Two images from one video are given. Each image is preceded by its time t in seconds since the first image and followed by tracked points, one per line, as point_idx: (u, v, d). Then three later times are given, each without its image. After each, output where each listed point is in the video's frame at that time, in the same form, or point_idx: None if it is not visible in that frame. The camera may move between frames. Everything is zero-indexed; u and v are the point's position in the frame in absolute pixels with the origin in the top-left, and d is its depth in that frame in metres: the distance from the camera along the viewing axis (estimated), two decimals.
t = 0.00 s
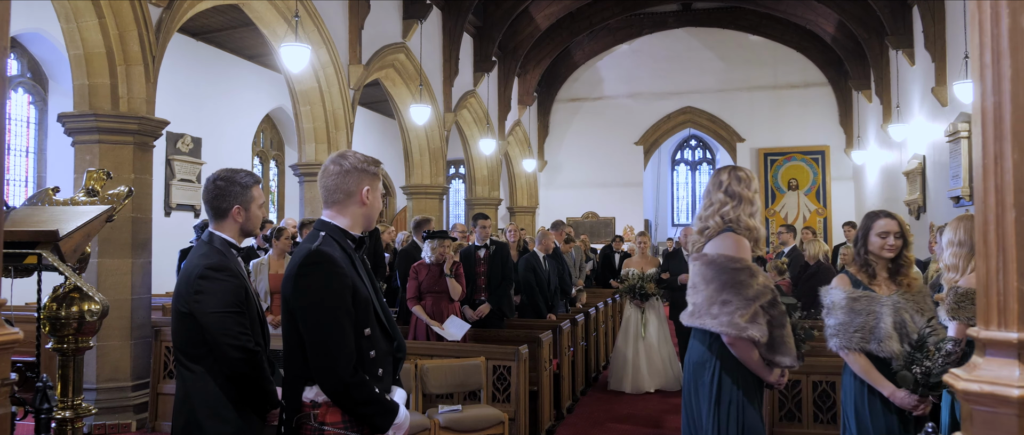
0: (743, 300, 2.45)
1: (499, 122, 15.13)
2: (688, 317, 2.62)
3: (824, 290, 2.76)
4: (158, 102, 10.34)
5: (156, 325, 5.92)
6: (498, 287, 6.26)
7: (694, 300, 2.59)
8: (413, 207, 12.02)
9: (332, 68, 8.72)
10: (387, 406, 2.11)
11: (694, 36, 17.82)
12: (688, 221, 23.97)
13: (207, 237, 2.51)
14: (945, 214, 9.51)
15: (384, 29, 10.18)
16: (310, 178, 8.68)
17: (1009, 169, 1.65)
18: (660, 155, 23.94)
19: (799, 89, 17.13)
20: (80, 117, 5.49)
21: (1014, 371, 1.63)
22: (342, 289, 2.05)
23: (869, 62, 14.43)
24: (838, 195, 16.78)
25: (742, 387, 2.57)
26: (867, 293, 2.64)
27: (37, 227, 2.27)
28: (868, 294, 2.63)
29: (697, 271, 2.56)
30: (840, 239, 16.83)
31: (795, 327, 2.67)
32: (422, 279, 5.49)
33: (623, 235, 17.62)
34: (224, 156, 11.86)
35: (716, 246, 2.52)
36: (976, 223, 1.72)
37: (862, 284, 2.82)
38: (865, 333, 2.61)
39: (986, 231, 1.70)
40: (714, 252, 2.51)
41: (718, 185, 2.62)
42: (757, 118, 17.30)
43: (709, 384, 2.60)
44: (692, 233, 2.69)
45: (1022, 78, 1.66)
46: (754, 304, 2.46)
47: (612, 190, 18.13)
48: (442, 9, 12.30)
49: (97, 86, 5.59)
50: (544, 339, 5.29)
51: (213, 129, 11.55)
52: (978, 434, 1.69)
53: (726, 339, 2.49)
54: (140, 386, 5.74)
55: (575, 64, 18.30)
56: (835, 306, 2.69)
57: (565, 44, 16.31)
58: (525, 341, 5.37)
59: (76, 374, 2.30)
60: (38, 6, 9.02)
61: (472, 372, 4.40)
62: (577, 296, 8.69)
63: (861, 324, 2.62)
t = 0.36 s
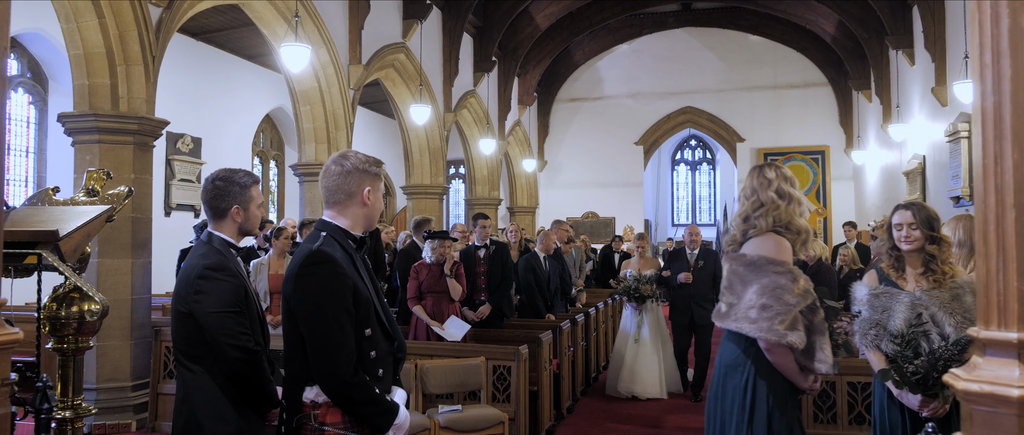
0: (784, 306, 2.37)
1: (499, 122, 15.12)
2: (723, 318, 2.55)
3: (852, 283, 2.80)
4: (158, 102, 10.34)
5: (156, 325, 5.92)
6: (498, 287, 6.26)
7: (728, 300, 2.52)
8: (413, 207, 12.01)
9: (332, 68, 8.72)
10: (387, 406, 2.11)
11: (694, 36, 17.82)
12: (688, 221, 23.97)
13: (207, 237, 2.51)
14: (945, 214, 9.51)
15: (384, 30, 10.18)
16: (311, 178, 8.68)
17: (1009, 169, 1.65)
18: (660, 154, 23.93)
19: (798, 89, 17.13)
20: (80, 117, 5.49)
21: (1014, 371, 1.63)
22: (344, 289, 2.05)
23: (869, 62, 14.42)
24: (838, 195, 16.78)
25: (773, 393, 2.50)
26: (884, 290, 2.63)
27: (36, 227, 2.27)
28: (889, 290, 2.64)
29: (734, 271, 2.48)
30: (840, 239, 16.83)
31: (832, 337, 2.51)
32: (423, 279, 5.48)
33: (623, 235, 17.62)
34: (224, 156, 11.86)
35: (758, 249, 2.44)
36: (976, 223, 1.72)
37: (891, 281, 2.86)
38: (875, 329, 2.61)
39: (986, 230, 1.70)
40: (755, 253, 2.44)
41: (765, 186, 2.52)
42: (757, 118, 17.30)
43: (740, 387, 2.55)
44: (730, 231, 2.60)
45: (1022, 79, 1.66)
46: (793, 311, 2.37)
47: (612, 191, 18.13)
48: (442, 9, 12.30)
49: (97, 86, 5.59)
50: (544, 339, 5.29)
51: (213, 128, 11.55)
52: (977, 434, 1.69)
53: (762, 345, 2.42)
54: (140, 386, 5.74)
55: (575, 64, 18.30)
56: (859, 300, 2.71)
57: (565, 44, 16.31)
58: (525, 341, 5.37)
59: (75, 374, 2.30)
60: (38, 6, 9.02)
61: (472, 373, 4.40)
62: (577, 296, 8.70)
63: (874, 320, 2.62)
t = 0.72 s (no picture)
0: (851, 305, 2.33)
1: (499, 122, 15.12)
2: (781, 325, 2.47)
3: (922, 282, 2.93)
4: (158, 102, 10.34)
5: (156, 325, 5.92)
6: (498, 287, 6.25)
7: (786, 307, 2.46)
8: (413, 207, 12.01)
9: (332, 68, 8.72)
10: (387, 406, 2.11)
11: (694, 36, 17.83)
12: (688, 221, 23.96)
13: (207, 237, 2.51)
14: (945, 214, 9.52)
15: (384, 30, 10.18)
16: (311, 179, 8.68)
17: (1008, 169, 1.65)
18: (660, 154, 23.92)
19: (798, 89, 17.13)
20: (80, 117, 5.49)
21: (1014, 371, 1.63)
22: (344, 289, 2.05)
23: (869, 62, 14.42)
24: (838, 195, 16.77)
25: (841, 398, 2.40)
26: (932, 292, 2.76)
27: (37, 227, 2.27)
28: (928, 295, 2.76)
29: (788, 276, 2.44)
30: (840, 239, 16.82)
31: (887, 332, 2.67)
32: (424, 279, 5.48)
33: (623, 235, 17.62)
34: (224, 156, 11.86)
35: (810, 251, 2.41)
36: (976, 224, 1.72)
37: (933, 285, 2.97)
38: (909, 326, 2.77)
39: (986, 230, 1.70)
40: (810, 255, 2.40)
41: (809, 189, 2.50)
42: (757, 118, 17.30)
43: (807, 397, 2.42)
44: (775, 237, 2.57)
45: (1022, 79, 1.66)
46: (855, 315, 2.32)
47: (612, 190, 18.13)
48: (442, 9, 12.29)
49: (96, 86, 5.58)
50: (544, 339, 5.28)
51: (213, 128, 11.55)
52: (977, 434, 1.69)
53: (831, 347, 2.35)
54: (140, 386, 5.74)
55: (575, 64, 18.30)
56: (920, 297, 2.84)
57: (565, 44, 16.31)
58: (525, 342, 5.37)
59: (75, 374, 2.30)
60: (38, 6, 9.02)
61: (472, 372, 4.40)
62: (577, 296, 8.70)
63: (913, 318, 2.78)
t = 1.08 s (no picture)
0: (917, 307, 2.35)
1: (499, 122, 15.12)
2: (835, 325, 2.43)
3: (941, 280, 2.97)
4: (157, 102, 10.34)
5: (156, 325, 5.92)
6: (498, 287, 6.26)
7: (847, 307, 2.40)
8: (413, 207, 12.01)
9: (332, 68, 8.72)
10: (388, 406, 2.11)
11: (694, 36, 17.82)
12: (688, 221, 23.96)
13: (206, 237, 2.50)
14: (945, 213, 9.52)
15: (384, 30, 10.18)
16: (311, 178, 8.68)
17: (1009, 169, 1.65)
18: (661, 154, 23.92)
19: (799, 89, 17.13)
20: (80, 117, 5.49)
21: (1014, 371, 1.63)
22: (345, 289, 2.05)
23: (869, 62, 14.42)
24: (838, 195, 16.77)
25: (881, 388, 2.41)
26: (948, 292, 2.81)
27: (36, 227, 2.27)
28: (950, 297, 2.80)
29: (846, 274, 2.40)
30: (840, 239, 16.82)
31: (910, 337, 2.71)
32: (425, 279, 5.48)
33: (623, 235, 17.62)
34: (223, 156, 11.86)
35: (870, 245, 2.42)
36: (976, 224, 1.72)
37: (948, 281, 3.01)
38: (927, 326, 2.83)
39: (986, 230, 1.70)
40: (869, 253, 2.39)
41: (848, 181, 2.53)
42: (757, 118, 17.30)
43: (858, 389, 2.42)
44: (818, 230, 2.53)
45: (1022, 79, 1.66)
46: (922, 316, 2.35)
47: (612, 191, 18.12)
48: (442, 9, 12.29)
49: (97, 86, 5.59)
50: (544, 339, 5.28)
51: (213, 128, 11.55)
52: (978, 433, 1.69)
53: (898, 347, 2.37)
54: (140, 386, 5.74)
55: (575, 64, 18.30)
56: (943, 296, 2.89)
57: (565, 44, 16.31)
58: (525, 341, 5.37)
59: (76, 374, 2.30)
60: (38, 6, 9.01)
61: (472, 372, 4.40)
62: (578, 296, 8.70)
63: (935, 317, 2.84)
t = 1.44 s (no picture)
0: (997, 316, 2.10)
1: (499, 122, 15.12)
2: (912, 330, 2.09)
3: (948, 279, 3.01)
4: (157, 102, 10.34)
5: (156, 325, 5.92)
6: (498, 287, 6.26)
7: (934, 311, 2.07)
8: (413, 207, 12.02)
9: (332, 68, 8.72)
10: (390, 407, 2.11)
11: (694, 36, 17.82)
12: (688, 221, 23.96)
13: (204, 237, 2.50)
14: (945, 214, 9.52)
15: (384, 30, 10.18)
16: (311, 178, 8.68)
17: (1009, 169, 1.65)
18: (660, 154, 23.92)
19: (799, 89, 17.12)
20: (80, 117, 5.49)
21: (1014, 371, 1.63)
22: (347, 289, 2.05)
23: (869, 62, 14.42)
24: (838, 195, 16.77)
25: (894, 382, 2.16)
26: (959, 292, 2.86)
27: (36, 227, 2.27)
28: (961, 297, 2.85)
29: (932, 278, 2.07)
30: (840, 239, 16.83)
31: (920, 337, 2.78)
32: (427, 280, 5.44)
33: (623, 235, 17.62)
34: (223, 156, 11.85)
35: (938, 249, 2.14)
36: (976, 224, 1.72)
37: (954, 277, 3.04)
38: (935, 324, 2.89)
39: (986, 231, 1.70)
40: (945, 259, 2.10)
41: (892, 179, 2.21)
42: (757, 118, 17.29)
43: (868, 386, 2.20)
44: (865, 232, 2.20)
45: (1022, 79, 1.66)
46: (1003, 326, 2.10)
47: (612, 191, 18.13)
48: (442, 9, 12.30)
49: (97, 86, 5.59)
50: (544, 339, 5.28)
51: (213, 128, 11.54)
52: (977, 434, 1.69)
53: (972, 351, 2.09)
54: (140, 386, 5.74)
55: (575, 64, 18.30)
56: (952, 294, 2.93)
57: (565, 44, 16.31)
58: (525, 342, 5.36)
59: (76, 374, 2.30)
60: (38, 6, 9.02)
61: (472, 373, 4.40)
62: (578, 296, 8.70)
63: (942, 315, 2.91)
